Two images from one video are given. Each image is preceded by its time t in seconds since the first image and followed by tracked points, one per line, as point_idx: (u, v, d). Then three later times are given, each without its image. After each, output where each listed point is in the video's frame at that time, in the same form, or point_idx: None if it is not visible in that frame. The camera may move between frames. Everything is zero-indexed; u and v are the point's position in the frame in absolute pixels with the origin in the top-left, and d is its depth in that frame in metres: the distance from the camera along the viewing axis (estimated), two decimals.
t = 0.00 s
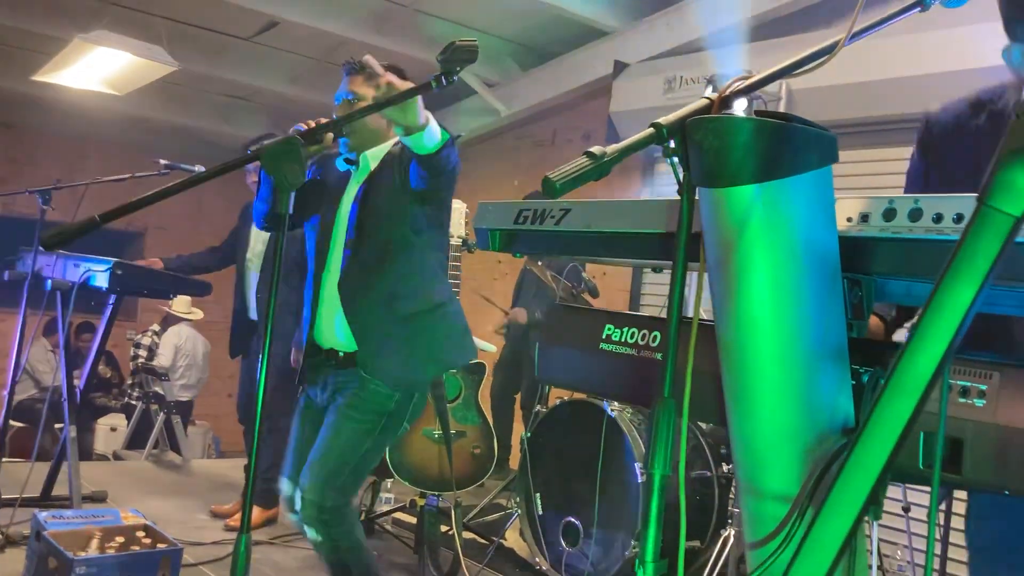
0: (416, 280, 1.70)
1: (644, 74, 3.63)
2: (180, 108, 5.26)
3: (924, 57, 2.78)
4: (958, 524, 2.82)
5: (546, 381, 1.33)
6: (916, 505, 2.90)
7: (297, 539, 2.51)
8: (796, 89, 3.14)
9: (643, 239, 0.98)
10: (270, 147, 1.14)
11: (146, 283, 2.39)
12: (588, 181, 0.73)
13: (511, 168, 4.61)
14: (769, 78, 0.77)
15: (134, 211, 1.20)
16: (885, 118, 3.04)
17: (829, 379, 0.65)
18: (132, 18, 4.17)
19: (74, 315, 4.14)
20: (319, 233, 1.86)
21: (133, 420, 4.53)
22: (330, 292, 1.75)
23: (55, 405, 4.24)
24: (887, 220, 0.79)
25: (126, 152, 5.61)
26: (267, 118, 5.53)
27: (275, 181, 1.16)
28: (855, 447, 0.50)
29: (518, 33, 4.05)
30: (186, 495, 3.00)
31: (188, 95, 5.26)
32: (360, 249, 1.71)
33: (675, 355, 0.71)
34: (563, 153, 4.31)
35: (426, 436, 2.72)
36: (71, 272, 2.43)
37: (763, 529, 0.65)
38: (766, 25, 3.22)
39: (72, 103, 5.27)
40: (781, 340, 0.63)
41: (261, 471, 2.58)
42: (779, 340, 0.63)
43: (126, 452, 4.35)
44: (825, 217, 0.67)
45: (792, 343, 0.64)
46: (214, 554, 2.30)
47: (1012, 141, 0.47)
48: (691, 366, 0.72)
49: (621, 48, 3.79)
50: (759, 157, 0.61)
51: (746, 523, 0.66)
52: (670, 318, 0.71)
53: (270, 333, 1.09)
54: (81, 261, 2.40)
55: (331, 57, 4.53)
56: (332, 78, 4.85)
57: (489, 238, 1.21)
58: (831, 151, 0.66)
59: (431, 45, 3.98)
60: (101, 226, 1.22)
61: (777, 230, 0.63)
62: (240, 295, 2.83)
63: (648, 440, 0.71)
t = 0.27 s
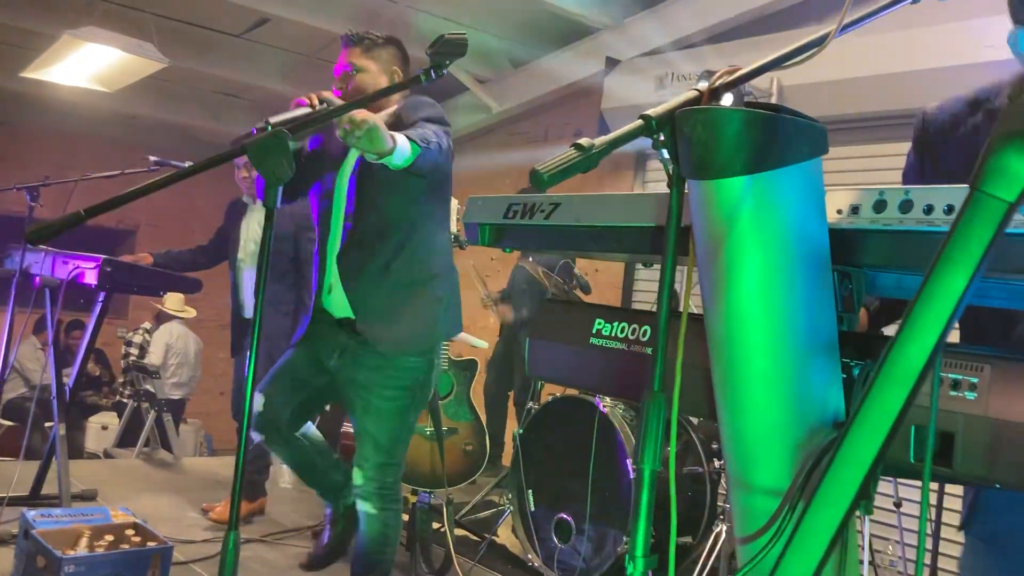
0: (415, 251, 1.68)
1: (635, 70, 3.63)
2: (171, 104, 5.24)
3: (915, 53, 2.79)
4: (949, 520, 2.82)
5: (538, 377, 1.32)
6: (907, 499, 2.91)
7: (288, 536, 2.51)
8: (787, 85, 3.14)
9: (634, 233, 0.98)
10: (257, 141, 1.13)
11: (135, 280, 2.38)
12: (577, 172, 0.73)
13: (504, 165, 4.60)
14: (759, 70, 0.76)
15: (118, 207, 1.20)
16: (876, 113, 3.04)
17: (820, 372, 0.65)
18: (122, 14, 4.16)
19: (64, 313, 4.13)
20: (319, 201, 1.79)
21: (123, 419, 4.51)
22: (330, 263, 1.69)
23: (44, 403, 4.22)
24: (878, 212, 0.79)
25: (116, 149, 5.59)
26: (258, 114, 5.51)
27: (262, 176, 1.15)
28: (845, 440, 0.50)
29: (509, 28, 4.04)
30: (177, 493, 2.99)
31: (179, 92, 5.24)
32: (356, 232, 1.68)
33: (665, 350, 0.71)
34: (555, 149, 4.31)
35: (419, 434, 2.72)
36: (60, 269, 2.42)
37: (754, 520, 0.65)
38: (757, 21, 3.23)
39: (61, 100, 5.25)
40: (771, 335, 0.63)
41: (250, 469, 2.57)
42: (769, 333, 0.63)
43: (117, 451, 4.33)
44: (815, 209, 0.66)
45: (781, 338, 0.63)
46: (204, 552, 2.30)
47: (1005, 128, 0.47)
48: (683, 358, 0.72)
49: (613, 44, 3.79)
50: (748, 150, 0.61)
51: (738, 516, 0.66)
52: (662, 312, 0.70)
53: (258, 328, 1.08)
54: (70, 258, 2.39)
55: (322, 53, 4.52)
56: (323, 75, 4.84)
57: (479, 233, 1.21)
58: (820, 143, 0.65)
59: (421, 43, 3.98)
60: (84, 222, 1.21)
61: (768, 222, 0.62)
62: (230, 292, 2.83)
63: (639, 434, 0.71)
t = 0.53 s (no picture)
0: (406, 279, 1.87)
1: (627, 67, 3.64)
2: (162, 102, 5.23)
3: (905, 48, 2.81)
4: (942, 516, 2.82)
5: (529, 374, 1.32)
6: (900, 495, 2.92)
7: (280, 535, 2.51)
8: (778, 80, 3.14)
9: (623, 230, 0.98)
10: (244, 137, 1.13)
11: (124, 278, 2.37)
12: (565, 167, 0.73)
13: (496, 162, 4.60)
14: (748, 68, 0.76)
15: (105, 203, 1.20)
16: (867, 109, 3.06)
17: (810, 368, 0.65)
18: (110, 9, 4.15)
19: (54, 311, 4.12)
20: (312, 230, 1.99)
21: (113, 418, 4.49)
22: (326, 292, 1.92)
23: (33, 402, 4.21)
24: (867, 207, 0.78)
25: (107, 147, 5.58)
26: (250, 112, 5.50)
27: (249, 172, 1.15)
28: (829, 434, 0.50)
29: (500, 25, 4.05)
30: (168, 492, 2.98)
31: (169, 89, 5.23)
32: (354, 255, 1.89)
33: (653, 346, 0.71)
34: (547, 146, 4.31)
35: (409, 432, 2.70)
36: (49, 267, 2.42)
37: (744, 516, 0.65)
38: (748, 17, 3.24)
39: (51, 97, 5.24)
40: (761, 330, 0.63)
41: (239, 467, 2.57)
42: (759, 329, 0.63)
43: (107, 449, 4.33)
44: (805, 205, 0.66)
45: (771, 333, 0.63)
46: (194, 552, 2.29)
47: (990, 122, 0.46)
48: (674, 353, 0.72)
49: (605, 41, 3.80)
50: (736, 144, 0.61)
51: (728, 514, 0.66)
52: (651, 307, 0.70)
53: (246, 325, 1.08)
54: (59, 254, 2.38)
55: (313, 50, 4.52)
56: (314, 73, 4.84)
57: (469, 229, 1.21)
58: (809, 138, 0.65)
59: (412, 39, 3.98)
60: (71, 218, 1.21)
61: (756, 217, 0.62)
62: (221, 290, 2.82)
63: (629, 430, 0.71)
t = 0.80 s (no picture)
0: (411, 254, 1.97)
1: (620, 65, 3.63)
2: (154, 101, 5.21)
3: (898, 47, 2.80)
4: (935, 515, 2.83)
5: (522, 374, 1.32)
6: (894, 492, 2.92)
7: (274, 535, 2.51)
8: (770, 78, 3.15)
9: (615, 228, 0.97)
10: (232, 135, 1.12)
11: (115, 279, 2.36)
12: (553, 165, 0.73)
13: (489, 160, 4.59)
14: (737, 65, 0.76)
15: (90, 202, 1.19)
16: (860, 107, 3.05)
17: (802, 365, 0.65)
18: (101, 10, 4.13)
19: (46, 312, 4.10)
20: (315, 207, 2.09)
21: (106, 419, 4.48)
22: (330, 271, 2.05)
23: (26, 403, 4.19)
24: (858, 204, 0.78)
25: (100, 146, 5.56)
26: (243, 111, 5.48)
27: (237, 171, 1.14)
28: (818, 431, 0.49)
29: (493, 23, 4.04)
30: (161, 492, 2.98)
31: (162, 89, 5.21)
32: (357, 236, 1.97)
33: (643, 343, 0.70)
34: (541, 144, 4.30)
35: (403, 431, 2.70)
36: (40, 268, 2.40)
37: (735, 515, 0.65)
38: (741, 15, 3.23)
39: (43, 97, 5.22)
40: (751, 327, 0.62)
41: (231, 469, 2.56)
42: (749, 326, 0.62)
43: (100, 450, 4.31)
44: (795, 202, 0.66)
45: (762, 330, 0.63)
46: (188, 552, 2.29)
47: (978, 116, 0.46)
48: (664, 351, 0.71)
49: (598, 39, 3.79)
50: (726, 140, 0.61)
51: (719, 512, 0.66)
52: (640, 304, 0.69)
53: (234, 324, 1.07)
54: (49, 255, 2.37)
55: (305, 49, 4.50)
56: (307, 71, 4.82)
57: (459, 227, 1.20)
58: (799, 133, 0.65)
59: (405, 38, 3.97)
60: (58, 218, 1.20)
61: (746, 214, 0.62)
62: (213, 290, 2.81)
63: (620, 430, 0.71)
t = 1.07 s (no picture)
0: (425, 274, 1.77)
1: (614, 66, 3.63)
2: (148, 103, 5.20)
3: (891, 47, 2.81)
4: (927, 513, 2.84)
5: (514, 377, 1.32)
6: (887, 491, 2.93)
7: (269, 537, 2.51)
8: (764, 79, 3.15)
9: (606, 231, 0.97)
10: (223, 139, 1.12)
11: (108, 281, 2.36)
12: (542, 168, 0.73)
13: (483, 161, 4.59)
14: (725, 71, 0.76)
15: (82, 206, 1.19)
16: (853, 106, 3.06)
17: (790, 368, 0.64)
18: (94, 10, 4.12)
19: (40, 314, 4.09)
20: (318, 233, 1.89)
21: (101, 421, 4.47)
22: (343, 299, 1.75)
23: (20, 406, 4.18)
24: (846, 207, 0.78)
25: (93, 149, 5.55)
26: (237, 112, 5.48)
27: (228, 174, 1.14)
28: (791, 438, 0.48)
29: (487, 24, 4.04)
30: (156, 495, 2.97)
31: (155, 90, 5.21)
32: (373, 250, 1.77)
33: (634, 347, 0.70)
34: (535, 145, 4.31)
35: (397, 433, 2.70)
36: (32, 271, 2.40)
37: (727, 518, 0.64)
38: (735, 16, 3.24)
39: (36, 98, 5.20)
40: (738, 330, 0.62)
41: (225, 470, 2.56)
42: (737, 328, 0.62)
43: (94, 453, 4.30)
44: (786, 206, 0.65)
45: (750, 333, 0.62)
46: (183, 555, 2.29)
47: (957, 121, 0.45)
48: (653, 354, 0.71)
49: (592, 40, 3.79)
50: (713, 145, 0.61)
51: (710, 514, 0.65)
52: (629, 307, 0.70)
53: (226, 326, 1.07)
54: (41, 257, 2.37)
55: (299, 50, 4.50)
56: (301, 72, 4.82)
57: (452, 230, 1.21)
58: (789, 139, 0.64)
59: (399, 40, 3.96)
60: (50, 221, 1.20)
61: (734, 216, 0.62)
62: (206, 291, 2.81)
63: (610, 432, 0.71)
